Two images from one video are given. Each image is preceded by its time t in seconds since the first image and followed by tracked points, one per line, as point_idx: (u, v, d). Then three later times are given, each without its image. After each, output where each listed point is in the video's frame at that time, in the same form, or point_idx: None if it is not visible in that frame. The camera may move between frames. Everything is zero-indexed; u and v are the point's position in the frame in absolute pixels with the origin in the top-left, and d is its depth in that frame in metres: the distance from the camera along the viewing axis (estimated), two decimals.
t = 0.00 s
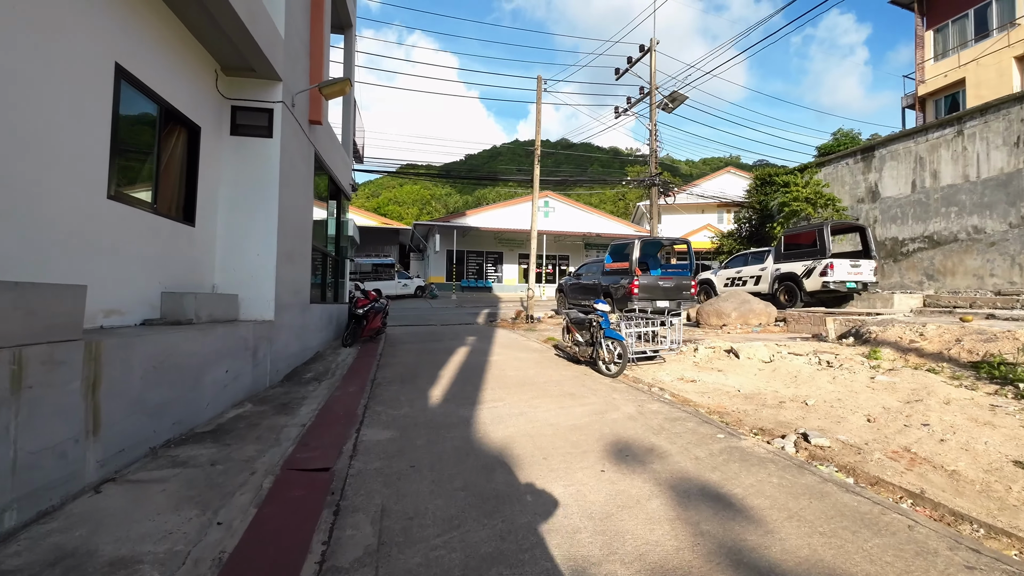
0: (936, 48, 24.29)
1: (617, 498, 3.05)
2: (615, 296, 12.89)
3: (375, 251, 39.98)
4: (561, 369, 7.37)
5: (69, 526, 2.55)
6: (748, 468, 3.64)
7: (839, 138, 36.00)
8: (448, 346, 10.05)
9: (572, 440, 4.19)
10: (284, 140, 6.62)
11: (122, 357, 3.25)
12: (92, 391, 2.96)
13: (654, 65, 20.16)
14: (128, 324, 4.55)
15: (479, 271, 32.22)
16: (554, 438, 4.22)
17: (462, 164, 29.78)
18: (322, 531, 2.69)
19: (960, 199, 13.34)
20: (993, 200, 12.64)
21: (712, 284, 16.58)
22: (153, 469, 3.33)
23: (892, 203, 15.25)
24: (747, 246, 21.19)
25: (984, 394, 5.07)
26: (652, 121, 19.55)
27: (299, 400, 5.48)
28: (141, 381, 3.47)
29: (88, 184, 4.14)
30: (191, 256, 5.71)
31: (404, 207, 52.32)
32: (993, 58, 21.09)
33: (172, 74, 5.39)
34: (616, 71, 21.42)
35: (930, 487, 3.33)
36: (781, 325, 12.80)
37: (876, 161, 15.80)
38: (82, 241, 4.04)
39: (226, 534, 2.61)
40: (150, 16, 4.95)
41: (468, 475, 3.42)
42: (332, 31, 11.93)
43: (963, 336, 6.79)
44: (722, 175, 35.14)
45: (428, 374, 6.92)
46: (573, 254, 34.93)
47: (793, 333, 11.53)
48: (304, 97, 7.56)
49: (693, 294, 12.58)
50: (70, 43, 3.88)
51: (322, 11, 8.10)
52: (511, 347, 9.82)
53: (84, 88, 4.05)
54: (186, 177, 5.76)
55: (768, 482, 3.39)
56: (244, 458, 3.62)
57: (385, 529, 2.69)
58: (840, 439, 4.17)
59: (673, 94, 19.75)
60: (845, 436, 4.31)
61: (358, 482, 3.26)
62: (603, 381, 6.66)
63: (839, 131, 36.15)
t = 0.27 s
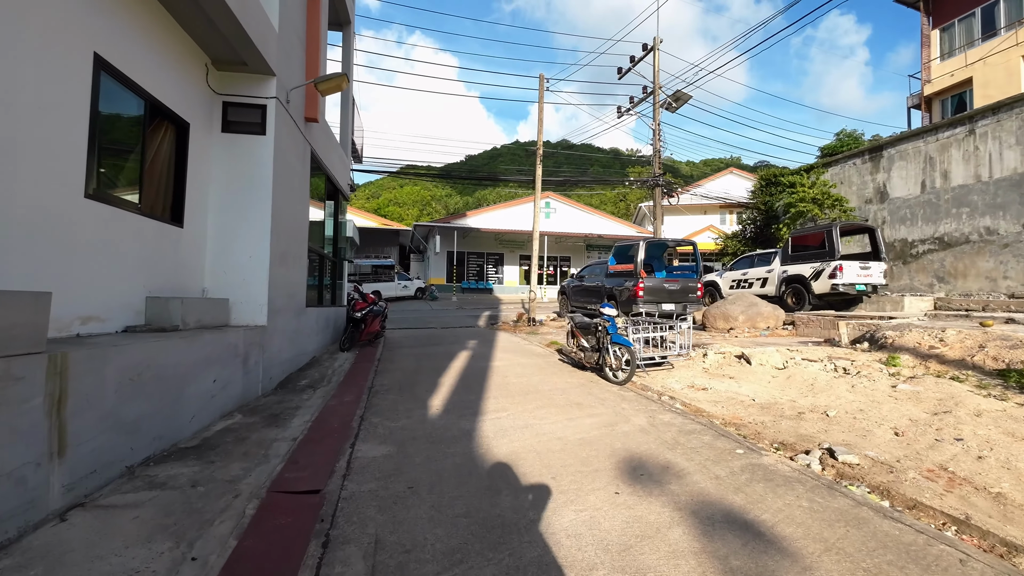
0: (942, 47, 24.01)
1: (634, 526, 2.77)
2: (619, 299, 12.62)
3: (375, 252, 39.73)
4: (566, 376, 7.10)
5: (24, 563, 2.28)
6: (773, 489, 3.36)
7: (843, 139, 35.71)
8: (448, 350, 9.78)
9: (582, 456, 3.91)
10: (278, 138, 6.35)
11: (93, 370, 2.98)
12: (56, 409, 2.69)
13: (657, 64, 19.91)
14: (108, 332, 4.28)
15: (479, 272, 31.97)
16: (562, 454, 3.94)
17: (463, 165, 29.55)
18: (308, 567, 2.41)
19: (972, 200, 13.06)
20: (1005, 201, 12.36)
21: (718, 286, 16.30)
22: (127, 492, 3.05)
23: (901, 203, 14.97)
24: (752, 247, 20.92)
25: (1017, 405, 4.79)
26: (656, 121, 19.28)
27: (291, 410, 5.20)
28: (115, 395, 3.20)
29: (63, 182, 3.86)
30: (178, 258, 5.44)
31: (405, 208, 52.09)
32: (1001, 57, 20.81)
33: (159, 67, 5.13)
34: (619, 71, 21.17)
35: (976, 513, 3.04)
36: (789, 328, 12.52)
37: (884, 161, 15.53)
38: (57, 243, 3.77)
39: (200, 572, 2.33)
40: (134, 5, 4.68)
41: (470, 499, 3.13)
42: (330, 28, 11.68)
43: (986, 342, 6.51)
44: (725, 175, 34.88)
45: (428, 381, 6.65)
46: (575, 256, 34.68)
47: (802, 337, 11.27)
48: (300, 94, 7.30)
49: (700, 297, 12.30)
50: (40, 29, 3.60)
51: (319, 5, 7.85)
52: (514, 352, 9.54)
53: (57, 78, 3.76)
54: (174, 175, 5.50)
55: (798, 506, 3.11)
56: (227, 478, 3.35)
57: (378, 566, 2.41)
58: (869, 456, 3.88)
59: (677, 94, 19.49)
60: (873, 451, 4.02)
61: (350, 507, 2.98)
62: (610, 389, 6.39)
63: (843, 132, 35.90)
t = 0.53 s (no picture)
0: (952, 45, 23.71)
1: (661, 550, 2.51)
2: (626, 299, 12.34)
3: (377, 253, 39.51)
4: (575, 379, 6.83)
5: None
6: (807, 505, 3.09)
7: (849, 138, 35.39)
8: (452, 352, 9.52)
9: (596, 467, 3.65)
10: (275, 131, 6.11)
11: (67, 375, 2.73)
12: (24, 419, 2.44)
13: (663, 62, 19.62)
14: (93, 333, 4.04)
15: (482, 273, 31.73)
16: (575, 464, 3.68)
17: (466, 165, 29.32)
18: None
19: (987, 198, 12.76)
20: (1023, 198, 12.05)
21: (725, 287, 16.00)
22: (104, 509, 2.80)
23: (913, 202, 14.67)
24: (759, 247, 20.62)
25: None
26: (661, 119, 19.01)
27: (288, 416, 4.95)
28: (93, 402, 2.95)
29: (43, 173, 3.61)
30: (170, 256, 5.19)
31: (407, 208, 51.88)
32: (1012, 54, 20.51)
33: (150, 56, 4.89)
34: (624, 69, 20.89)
35: None
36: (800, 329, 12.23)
37: (895, 159, 15.24)
38: (37, 238, 3.53)
39: None
40: None
41: (478, 516, 2.87)
42: (331, 23, 11.44)
43: (1015, 344, 6.22)
44: (729, 175, 34.58)
45: (431, 385, 6.38)
46: (578, 256, 34.42)
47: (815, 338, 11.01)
48: (298, 87, 7.05)
49: (709, 297, 12.02)
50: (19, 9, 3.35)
51: None
52: (519, 354, 9.28)
53: (38, 62, 3.52)
54: (165, 170, 5.26)
55: (837, 524, 2.84)
56: (215, 492, 3.10)
57: None
58: (906, 467, 3.60)
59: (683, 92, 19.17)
60: (910, 462, 3.74)
61: (347, 526, 2.72)
62: (622, 393, 6.12)
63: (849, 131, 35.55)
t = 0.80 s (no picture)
0: (965, 39, 23.27)
1: None
2: (635, 300, 12.04)
3: (380, 252, 39.28)
4: (586, 385, 6.55)
5: None
6: (855, 532, 2.79)
7: (858, 135, 34.94)
8: (457, 355, 9.24)
9: (618, 485, 3.36)
10: (273, 126, 5.84)
11: (37, 390, 2.47)
12: None
13: (670, 57, 19.26)
14: (76, 339, 3.78)
15: (486, 272, 31.46)
16: (595, 483, 3.39)
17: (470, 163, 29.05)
18: None
19: (1008, 195, 12.38)
20: None
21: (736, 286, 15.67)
22: (78, 537, 2.53)
23: (930, 199, 14.30)
24: (768, 246, 20.26)
25: None
26: (669, 115, 18.66)
27: (286, 426, 4.68)
28: (68, 419, 2.68)
29: (20, 168, 3.34)
30: (162, 256, 4.93)
31: (410, 207, 51.65)
32: None
33: (140, 45, 4.62)
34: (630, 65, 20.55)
35: None
36: (814, 331, 11.91)
37: (911, 155, 14.87)
38: (13, 238, 3.27)
39: None
40: None
41: (492, 546, 2.59)
42: (333, 17, 11.16)
43: None
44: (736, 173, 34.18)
45: (437, 391, 6.11)
46: (583, 255, 34.11)
47: (831, 340, 10.75)
48: (298, 80, 6.77)
49: (721, 297, 11.70)
50: None
51: None
52: (527, 357, 8.99)
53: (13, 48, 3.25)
54: (157, 165, 5.00)
55: (892, 557, 2.54)
56: (203, 516, 2.83)
57: None
58: (957, 488, 3.30)
59: (691, 87, 18.81)
60: (959, 480, 3.44)
61: (346, 559, 2.45)
62: (637, 399, 5.83)
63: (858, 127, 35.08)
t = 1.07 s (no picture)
0: (977, 33, 22.87)
1: None
2: (644, 299, 11.75)
3: (383, 251, 39.06)
4: (597, 388, 6.27)
5: None
6: (907, 557, 2.51)
7: (865, 133, 34.53)
8: (462, 356, 8.99)
9: (639, 501, 3.10)
10: (271, 118, 5.59)
11: None
12: None
13: (678, 52, 18.94)
14: (57, 342, 3.54)
15: (490, 271, 31.20)
16: (614, 497, 3.13)
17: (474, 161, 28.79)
18: None
19: None
20: None
21: (745, 285, 15.37)
22: (45, 564, 2.28)
23: (945, 196, 13.96)
24: (777, 244, 19.93)
25: None
26: (676, 112, 18.35)
27: (283, 432, 4.43)
28: (38, 432, 2.44)
29: None
30: (154, 254, 4.68)
31: (413, 206, 51.44)
32: None
33: (129, 31, 4.38)
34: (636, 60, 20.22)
35: None
36: (828, 331, 11.61)
37: (925, 151, 14.52)
38: None
39: None
40: None
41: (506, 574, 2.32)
42: (335, 10, 10.91)
43: None
44: (742, 171, 33.81)
45: (442, 394, 5.85)
46: (588, 254, 33.81)
47: (846, 340, 10.50)
48: (297, 71, 6.52)
49: (732, 297, 11.40)
50: None
51: None
52: (534, 358, 8.72)
53: None
54: (148, 158, 4.75)
55: None
56: (186, 538, 2.57)
57: None
58: (1013, 505, 3.01)
59: (698, 83, 18.48)
60: (1013, 497, 3.15)
61: None
62: (651, 404, 5.56)
63: (866, 125, 34.65)
